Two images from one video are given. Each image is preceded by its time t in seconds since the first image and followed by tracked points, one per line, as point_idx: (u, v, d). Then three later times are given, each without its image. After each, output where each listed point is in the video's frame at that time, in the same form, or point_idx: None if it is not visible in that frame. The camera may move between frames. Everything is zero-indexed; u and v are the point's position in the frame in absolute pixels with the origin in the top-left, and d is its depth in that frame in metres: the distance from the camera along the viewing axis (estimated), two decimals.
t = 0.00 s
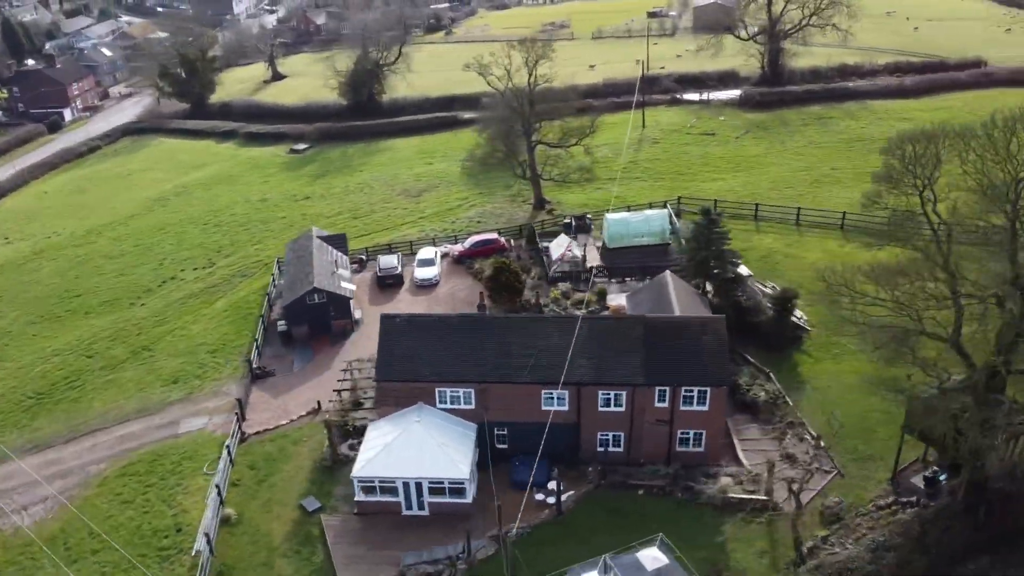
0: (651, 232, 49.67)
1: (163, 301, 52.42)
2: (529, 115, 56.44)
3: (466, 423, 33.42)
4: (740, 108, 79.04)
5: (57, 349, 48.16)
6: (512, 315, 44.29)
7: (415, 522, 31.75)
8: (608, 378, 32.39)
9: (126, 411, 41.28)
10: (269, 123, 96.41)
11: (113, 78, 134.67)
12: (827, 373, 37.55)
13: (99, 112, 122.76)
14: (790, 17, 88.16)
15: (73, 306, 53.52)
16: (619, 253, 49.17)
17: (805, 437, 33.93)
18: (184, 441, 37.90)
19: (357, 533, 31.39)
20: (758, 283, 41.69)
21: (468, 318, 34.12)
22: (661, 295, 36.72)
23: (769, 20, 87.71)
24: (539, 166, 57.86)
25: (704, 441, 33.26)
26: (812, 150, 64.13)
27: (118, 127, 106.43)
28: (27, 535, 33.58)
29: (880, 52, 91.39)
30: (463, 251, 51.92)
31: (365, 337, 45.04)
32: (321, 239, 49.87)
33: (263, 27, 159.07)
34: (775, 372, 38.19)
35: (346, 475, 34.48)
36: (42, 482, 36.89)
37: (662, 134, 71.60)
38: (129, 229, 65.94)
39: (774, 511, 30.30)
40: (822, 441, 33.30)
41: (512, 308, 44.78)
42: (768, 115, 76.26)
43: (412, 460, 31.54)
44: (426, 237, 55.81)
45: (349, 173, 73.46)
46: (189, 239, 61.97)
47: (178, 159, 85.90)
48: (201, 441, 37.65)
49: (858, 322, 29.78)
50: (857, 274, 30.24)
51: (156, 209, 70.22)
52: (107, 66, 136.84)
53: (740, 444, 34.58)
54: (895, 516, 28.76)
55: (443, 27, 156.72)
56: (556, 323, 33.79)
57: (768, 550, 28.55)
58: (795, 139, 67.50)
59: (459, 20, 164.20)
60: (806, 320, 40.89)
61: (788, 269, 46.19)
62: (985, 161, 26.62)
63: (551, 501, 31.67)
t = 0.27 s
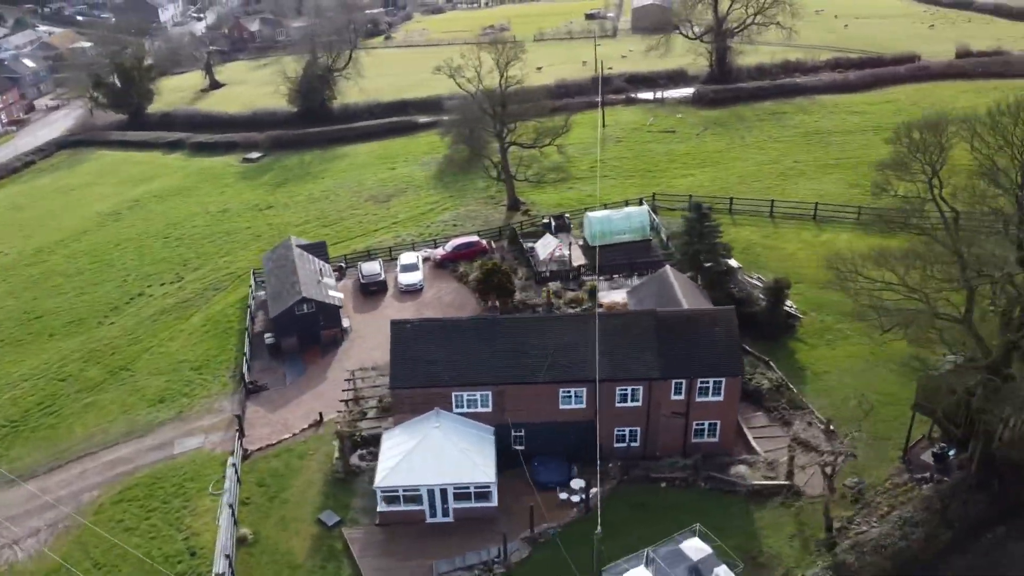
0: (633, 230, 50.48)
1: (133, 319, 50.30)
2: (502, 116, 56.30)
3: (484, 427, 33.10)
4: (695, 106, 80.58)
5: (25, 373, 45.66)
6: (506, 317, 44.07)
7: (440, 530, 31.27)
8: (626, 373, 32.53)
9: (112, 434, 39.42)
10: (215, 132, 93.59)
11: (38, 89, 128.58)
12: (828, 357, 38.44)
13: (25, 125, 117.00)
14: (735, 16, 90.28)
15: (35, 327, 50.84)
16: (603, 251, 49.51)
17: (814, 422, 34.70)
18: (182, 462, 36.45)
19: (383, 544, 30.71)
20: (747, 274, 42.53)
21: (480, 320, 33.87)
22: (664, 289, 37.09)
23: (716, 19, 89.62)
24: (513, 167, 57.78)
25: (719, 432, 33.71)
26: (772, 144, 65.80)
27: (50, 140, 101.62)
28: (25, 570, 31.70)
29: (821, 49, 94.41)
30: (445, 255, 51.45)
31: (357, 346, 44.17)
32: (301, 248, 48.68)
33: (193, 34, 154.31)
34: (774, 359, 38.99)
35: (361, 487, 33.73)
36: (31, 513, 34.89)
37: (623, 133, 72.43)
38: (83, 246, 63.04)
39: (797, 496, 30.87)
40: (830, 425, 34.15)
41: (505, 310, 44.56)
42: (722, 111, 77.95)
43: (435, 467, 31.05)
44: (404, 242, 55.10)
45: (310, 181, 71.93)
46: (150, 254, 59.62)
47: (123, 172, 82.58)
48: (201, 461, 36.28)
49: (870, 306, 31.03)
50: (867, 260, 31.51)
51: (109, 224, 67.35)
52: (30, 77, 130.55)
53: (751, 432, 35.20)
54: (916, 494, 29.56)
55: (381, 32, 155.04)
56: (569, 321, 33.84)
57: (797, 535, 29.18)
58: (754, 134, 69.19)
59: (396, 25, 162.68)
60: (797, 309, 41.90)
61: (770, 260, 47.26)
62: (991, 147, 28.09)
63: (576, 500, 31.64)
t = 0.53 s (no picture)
0: (614, 225, 51.01)
1: (105, 338, 48.12)
2: (475, 118, 55.99)
3: (503, 428, 32.82)
4: (651, 105, 81.78)
5: None
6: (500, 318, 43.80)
7: (468, 535, 30.84)
8: (643, 366, 32.73)
9: (101, 458, 37.59)
10: (160, 142, 90.40)
11: None
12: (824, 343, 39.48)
13: None
14: (682, 16, 92.05)
15: None
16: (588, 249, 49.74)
17: (820, 406, 35.55)
18: (184, 483, 35.01)
19: (412, 553, 30.10)
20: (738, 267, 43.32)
21: (494, 321, 33.59)
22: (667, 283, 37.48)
23: (664, 20, 91.19)
24: (487, 169, 57.53)
25: (732, 421, 34.22)
26: (733, 140, 67.27)
27: None
28: None
29: (763, 47, 97.07)
30: (427, 259, 50.83)
31: (349, 355, 43.23)
32: (282, 257, 47.41)
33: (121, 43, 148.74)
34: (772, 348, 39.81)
35: (379, 497, 32.99)
36: (24, 546, 32.94)
37: (586, 132, 72.98)
38: (36, 264, 59.99)
39: (816, 478, 31.57)
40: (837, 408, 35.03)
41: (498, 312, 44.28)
42: (679, 109, 79.32)
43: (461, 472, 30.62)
44: (382, 248, 54.26)
45: (271, 189, 70.15)
46: (112, 270, 57.14)
47: (66, 187, 78.97)
48: (204, 480, 34.93)
49: (876, 288, 32.50)
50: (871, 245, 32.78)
51: (61, 240, 64.29)
52: None
53: (759, 419, 35.84)
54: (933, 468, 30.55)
55: (318, 38, 152.55)
56: (582, 317, 33.88)
57: (823, 516, 29.83)
58: (714, 131, 70.61)
59: (333, 31, 160.24)
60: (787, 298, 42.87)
61: (751, 251, 48.28)
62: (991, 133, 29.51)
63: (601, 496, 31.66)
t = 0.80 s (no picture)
0: (595, 222, 51.42)
1: (76, 357, 45.89)
2: (448, 118, 55.51)
3: (521, 427, 32.65)
4: (607, 103, 82.59)
5: None
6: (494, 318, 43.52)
7: (497, 535, 30.55)
8: (656, 358, 33.03)
9: (93, 481, 35.81)
10: (101, 152, 86.76)
11: None
12: (816, 328, 40.61)
13: None
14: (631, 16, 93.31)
15: None
16: (571, 247, 49.95)
17: (822, 389, 36.48)
18: (189, 501, 33.65)
19: (443, 558, 29.60)
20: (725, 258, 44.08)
21: (507, 319, 33.39)
22: (667, 276, 37.86)
23: (614, 19, 92.25)
24: (461, 169, 57.08)
25: (742, 408, 34.79)
26: (696, 136, 68.48)
27: None
28: None
29: (709, 45, 99.12)
30: (410, 262, 50.07)
31: (343, 362, 42.31)
32: (264, 266, 46.09)
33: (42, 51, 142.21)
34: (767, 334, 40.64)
35: (398, 504, 32.36)
36: None
37: (548, 131, 73.22)
38: None
39: (830, 460, 32.36)
40: (839, 390, 36.01)
41: (491, 312, 43.96)
42: (635, 107, 80.35)
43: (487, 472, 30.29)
44: (360, 253, 53.31)
45: (231, 198, 68.15)
46: (72, 286, 54.54)
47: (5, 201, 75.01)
48: (211, 497, 33.66)
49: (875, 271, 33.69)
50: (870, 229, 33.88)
51: (9, 257, 61.02)
52: None
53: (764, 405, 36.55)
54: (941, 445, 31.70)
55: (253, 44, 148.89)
56: (594, 312, 33.97)
57: (843, 495, 30.62)
58: (674, 127, 71.79)
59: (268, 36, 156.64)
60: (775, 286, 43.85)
61: (732, 242, 49.24)
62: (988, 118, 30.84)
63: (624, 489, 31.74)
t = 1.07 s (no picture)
0: (575, 220, 51.66)
1: (49, 378, 43.64)
2: (421, 119, 54.89)
3: (541, 424, 32.53)
4: (564, 103, 83.09)
5: None
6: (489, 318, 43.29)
7: (526, 534, 30.36)
8: (670, 350, 33.38)
9: (90, 506, 34.11)
10: (40, 164, 82.75)
11: None
12: (806, 315, 41.71)
13: None
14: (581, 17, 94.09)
15: None
16: (555, 245, 50.09)
17: (822, 374, 37.46)
18: (198, 520, 32.38)
19: (475, 561, 29.26)
20: (713, 250, 44.86)
21: (521, 318, 33.23)
22: (668, 269, 38.30)
23: (564, 20, 92.86)
24: (435, 171, 56.55)
25: (750, 395, 35.45)
26: (658, 133, 69.49)
27: None
28: None
29: (656, 45, 100.75)
30: (394, 266, 49.31)
31: (339, 370, 41.44)
32: (247, 275, 44.75)
33: None
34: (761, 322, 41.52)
35: (420, 509, 31.86)
36: None
37: (510, 131, 73.22)
38: None
39: (841, 441, 33.27)
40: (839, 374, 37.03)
41: (485, 311, 43.71)
42: (593, 106, 81.08)
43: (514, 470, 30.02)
44: (338, 259, 52.28)
45: (190, 208, 65.92)
46: (32, 304, 51.83)
47: None
48: (222, 514, 32.49)
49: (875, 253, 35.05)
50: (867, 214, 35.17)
51: None
52: None
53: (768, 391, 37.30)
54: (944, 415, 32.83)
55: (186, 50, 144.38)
56: (605, 307, 34.13)
57: (859, 475, 31.58)
58: (635, 125, 72.70)
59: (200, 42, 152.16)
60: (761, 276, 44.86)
61: (712, 234, 50.13)
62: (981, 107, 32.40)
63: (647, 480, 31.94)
